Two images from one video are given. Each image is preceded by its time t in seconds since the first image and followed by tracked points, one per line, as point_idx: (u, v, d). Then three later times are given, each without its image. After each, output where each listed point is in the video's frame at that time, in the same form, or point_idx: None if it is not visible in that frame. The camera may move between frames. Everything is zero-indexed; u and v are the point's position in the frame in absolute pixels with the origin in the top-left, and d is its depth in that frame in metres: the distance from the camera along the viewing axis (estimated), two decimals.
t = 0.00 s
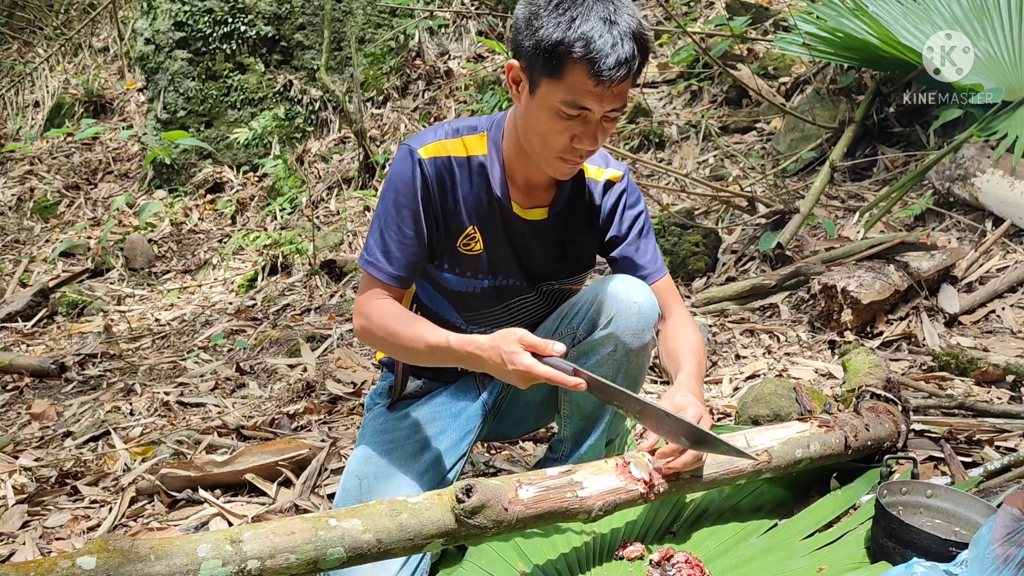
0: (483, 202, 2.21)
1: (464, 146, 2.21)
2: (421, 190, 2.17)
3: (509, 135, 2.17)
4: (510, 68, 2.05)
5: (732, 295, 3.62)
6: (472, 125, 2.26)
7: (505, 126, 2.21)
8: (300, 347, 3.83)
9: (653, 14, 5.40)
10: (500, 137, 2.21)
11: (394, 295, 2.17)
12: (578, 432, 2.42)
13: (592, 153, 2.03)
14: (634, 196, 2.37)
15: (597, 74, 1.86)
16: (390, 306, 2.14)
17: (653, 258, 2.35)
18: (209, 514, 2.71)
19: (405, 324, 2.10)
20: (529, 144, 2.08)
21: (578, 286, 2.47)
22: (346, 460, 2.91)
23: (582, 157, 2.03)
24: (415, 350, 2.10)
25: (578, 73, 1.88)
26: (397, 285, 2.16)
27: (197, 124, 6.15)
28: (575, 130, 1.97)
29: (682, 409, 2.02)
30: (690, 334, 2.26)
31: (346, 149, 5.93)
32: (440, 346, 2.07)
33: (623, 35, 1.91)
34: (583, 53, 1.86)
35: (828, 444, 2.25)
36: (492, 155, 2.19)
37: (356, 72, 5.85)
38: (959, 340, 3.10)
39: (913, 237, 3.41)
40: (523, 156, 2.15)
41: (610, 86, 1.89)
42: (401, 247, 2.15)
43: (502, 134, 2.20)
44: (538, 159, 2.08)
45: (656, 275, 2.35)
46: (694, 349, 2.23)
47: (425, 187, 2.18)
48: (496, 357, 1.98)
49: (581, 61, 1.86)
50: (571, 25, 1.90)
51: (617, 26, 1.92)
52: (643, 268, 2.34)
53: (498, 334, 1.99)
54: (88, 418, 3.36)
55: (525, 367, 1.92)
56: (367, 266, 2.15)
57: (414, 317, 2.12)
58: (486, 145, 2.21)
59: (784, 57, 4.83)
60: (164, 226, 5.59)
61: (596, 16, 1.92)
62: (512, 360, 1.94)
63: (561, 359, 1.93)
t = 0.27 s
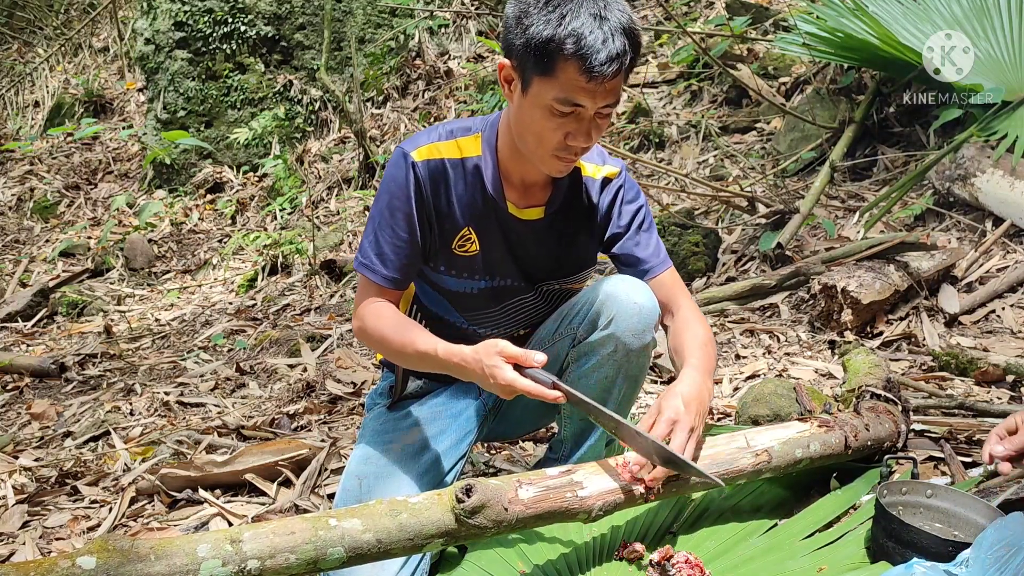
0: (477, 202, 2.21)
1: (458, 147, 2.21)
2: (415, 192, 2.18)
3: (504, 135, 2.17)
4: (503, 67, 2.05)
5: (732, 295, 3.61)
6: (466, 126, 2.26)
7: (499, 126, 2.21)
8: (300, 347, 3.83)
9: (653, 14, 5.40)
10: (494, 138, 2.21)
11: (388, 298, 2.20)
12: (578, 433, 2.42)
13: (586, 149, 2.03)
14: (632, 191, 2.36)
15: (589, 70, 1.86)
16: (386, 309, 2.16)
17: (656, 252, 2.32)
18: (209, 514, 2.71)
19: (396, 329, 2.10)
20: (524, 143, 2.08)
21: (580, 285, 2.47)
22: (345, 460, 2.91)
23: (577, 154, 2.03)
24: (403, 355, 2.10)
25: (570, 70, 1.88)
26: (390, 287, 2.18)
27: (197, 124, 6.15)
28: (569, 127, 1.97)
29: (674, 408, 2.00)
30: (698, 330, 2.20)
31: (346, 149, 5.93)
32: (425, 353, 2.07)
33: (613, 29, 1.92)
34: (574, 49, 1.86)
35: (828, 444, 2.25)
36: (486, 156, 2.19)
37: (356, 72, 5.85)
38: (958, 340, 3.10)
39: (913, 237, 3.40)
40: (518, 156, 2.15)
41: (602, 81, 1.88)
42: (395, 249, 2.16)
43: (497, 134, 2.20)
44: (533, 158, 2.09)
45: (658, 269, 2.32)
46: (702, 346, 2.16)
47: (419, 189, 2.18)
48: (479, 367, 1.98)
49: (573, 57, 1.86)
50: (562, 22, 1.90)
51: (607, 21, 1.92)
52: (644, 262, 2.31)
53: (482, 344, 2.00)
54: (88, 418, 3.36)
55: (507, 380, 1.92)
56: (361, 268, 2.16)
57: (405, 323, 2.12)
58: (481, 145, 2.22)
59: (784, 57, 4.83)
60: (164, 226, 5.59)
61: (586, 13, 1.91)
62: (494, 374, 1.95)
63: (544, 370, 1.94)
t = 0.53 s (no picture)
0: (471, 203, 2.21)
1: (450, 149, 2.21)
2: (409, 195, 2.19)
3: (497, 133, 2.16)
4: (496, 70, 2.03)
5: (732, 295, 3.60)
6: (458, 128, 2.26)
7: (492, 126, 2.21)
8: (300, 347, 3.83)
9: (653, 14, 5.40)
10: (487, 138, 2.21)
11: (386, 301, 2.22)
12: (579, 433, 2.44)
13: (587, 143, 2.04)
14: (627, 188, 2.35)
15: (590, 64, 1.87)
16: (383, 316, 2.18)
17: (654, 249, 2.30)
18: (209, 514, 2.71)
19: (387, 342, 2.12)
20: (522, 142, 2.07)
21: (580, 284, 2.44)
22: (345, 460, 2.91)
23: (579, 148, 2.03)
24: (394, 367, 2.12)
25: (570, 67, 1.88)
26: (388, 290, 2.20)
27: (197, 124, 6.15)
28: (570, 123, 1.98)
29: (661, 396, 1.98)
30: (696, 327, 2.17)
31: (346, 149, 5.93)
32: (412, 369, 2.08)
33: (607, 22, 1.92)
34: (572, 45, 1.86)
35: (828, 444, 2.25)
36: (478, 156, 2.18)
37: (356, 72, 5.85)
38: (958, 340, 3.10)
39: (913, 237, 3.40)
40: (514, 156, 2.14)
41: (602, 74, 1.90)
42: (390, 252, 2.17)
43: (490, 135, 2.20)
44: (533, 155, 2.09)
45: (657, 264, 2.30)
46: (699, 343, 2.14)
47: (412, 191, 2.19)
48: (461, 391, 1.98)
49: (572, 54, 1.87)
50: (556, 19, 1.89)
51: (600, 13, 1.93)
52: (643, 258, 2.29)
53: (466, 368, 2.00)
54: (88, 418, 3.36)
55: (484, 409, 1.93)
56: (358, 271, 2.18)
57: (398, 335, 2.14)
58: (473, 146, 2.21)
59: (784, 57, 4.83)
60: (164, 226, 5.59)
61: (579, 7, 1.91)
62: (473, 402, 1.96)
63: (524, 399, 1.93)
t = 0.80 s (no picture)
0: (470, 203, 2.21)
1: (448, 149, 2.21)
2: (407, 196, 2.19)
3: (495, 132, 2.16)
4: (498, 70, 2.02)
5: (732, 295, 3.60)
6: (455, 129, 2.26)
7: (489, 126, 2.20)
8: (300, 347, 3.83)
9: (653, 14, 5.40)
10: (485, 138, 2.21)
11: (387, 303, 2.22)
12: (577, 434, 2.45)
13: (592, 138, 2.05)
14: (626, 186, 2.34)
15: (597, 58, 1.88)
16: (383, 318, 2.18)
17: (653, 245, 2.29)
18: (209, 514, 2.71)
19: (386, 343, 2.12)
20: (527, 139, 2.08)
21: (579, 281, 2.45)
22: (345, 460, 2.91)
23: (585, 143, 2.04)
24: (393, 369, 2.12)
25: (578, 61, 1.89)
26: (389, 292, 2.20)
27: (197, 124, 6.15)
28: (577, 118, 1.98)
29: (671, 394, 1.97)
30: (700, 324, 2.18)
31: (346, 149, 5.93)
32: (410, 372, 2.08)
33: (610, 15, 1.93)
34: (579, 40, 1.87)
35: (828, 444, 2.25)
36: (477, 156, 2.19)
37: (356, 72, 5.85)
38: (959, 340, 3.10)
39: (913, 237, 3.40)
40: (516, 154, 2.14)
41: (609, 67, 1.91)
42: (389, 253, 2.17)
43: (489, 134, 2.20)
44: (537, 153, 2.09)
45: (658, 262, 2.28)
46: (704, 340, 2.14)
47: (410, 192, 2.19)
48: (457, 394, 1.98)
49: (579, 48, 1.87)
50: (561, 14, 1.89)
51: (603, 7, 1.94)
52: (643, 256, 2.28)
53: (462, 371, 1.99)
54: (88, 418, 3.36)
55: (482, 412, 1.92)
56: (358, 273, 2.18)
57: (397, 337, 2.13)
58: (471, 146, 2.21)
59: (784, 57, 4.83)
60: (164, 226, 5.59)
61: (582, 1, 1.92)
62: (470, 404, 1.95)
63: (520, 402, 1.92)
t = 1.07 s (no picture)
0: (470, 204, 2.21)
1: (448, 150, 2.21)
2: (408, 196, 2.19)
3: (496, 133, 2.16)
4: (500, 70, 2.02)
5: (732, 295, 3.60)
6: (456, 130, 2.26)
7: (490, 128, 2.20)
8: (300, 347, 3.83)
9: (653, 14, 5.40)
10: (487, 139, 2.21)
11: (388, 304, 2.22)
12: (578, 434, 2.45)
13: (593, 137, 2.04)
14: (628, 188, 2.33)
15: (598, 54, 1.87)
16: (383, 319, 2.18)
17: (656, 249, 2.26)
18: (209, 514, 2.71)
19: (385, 345, 2.12)
20: (528, 139, 2.07)
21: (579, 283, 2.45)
22: (345, 460, 2.91)
23: (586, 142, 2.04)
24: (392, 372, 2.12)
25: (578, 58, 1.88)
26: (389, 293, 2.20)
27: (197, 124, 6.15)
28: (578, 116, 1.98)
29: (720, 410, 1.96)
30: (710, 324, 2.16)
31: (346, 149, 5.93)
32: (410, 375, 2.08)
33: (610, 12, 1.93)
34: (579, 38, 1.86)
35: (829, 444, 2.25)
36: (477, 157, 2.18)
37: (356, 72, 5.85)
38: (959, 340, 3.10)
39: (913, 237, 3.40)
40: (517, 155, 2.14)
41: (610, 64, 1.90)
42: (389, 253, 2.17)
43: (490, 136, 2.20)
44: (539, 153, 2.09)
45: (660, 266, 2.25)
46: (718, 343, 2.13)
47: (411, 193, 2.19)
48: (454, 400, 1.97)
49: (580, 46, 1.87)
50: (562, 11, 1.89)
51: (602, 4, 1.93)
52: (645, 260, 2.25)
53: (457, 377, 1.98)
54: (88, 418, 3.36)
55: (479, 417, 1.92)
56: (358, 273, 2.19)
57: (396, 338, 2.13)
58: (471, 148, 2.21)
59: (784, 58, 4.83)
60: (164, 226, 5.59)
61: None
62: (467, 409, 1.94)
63: (516, 406, 1.91)
